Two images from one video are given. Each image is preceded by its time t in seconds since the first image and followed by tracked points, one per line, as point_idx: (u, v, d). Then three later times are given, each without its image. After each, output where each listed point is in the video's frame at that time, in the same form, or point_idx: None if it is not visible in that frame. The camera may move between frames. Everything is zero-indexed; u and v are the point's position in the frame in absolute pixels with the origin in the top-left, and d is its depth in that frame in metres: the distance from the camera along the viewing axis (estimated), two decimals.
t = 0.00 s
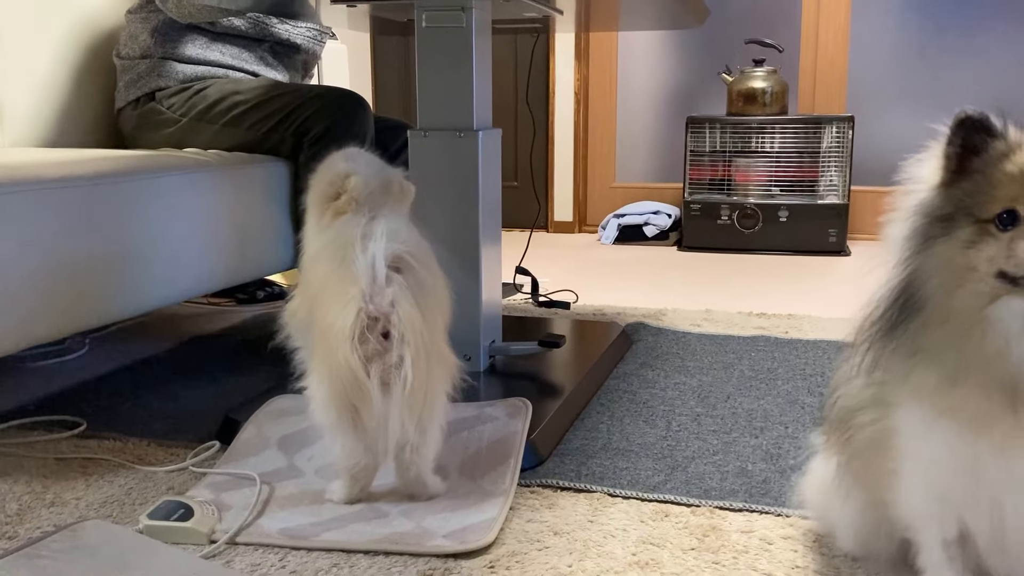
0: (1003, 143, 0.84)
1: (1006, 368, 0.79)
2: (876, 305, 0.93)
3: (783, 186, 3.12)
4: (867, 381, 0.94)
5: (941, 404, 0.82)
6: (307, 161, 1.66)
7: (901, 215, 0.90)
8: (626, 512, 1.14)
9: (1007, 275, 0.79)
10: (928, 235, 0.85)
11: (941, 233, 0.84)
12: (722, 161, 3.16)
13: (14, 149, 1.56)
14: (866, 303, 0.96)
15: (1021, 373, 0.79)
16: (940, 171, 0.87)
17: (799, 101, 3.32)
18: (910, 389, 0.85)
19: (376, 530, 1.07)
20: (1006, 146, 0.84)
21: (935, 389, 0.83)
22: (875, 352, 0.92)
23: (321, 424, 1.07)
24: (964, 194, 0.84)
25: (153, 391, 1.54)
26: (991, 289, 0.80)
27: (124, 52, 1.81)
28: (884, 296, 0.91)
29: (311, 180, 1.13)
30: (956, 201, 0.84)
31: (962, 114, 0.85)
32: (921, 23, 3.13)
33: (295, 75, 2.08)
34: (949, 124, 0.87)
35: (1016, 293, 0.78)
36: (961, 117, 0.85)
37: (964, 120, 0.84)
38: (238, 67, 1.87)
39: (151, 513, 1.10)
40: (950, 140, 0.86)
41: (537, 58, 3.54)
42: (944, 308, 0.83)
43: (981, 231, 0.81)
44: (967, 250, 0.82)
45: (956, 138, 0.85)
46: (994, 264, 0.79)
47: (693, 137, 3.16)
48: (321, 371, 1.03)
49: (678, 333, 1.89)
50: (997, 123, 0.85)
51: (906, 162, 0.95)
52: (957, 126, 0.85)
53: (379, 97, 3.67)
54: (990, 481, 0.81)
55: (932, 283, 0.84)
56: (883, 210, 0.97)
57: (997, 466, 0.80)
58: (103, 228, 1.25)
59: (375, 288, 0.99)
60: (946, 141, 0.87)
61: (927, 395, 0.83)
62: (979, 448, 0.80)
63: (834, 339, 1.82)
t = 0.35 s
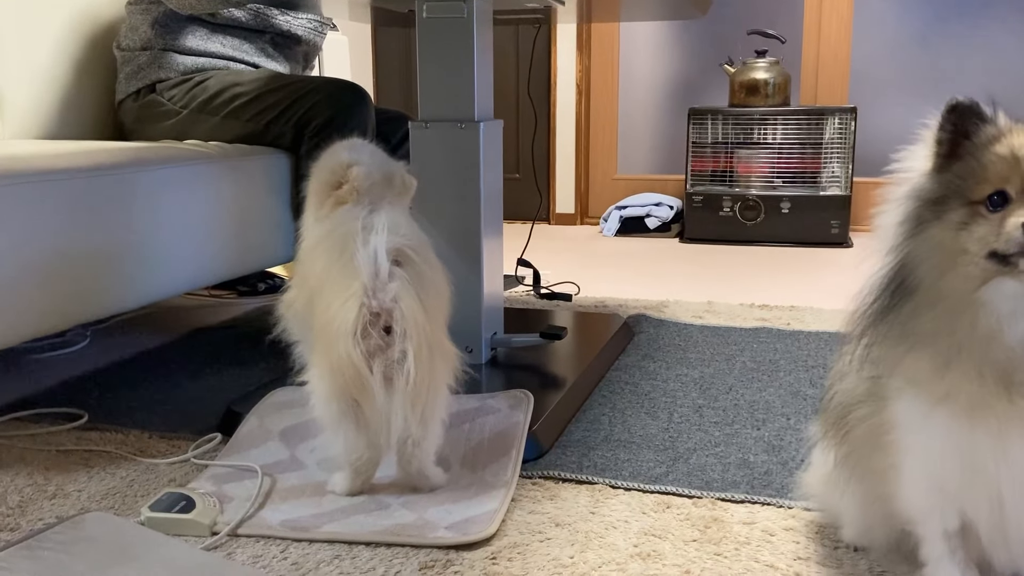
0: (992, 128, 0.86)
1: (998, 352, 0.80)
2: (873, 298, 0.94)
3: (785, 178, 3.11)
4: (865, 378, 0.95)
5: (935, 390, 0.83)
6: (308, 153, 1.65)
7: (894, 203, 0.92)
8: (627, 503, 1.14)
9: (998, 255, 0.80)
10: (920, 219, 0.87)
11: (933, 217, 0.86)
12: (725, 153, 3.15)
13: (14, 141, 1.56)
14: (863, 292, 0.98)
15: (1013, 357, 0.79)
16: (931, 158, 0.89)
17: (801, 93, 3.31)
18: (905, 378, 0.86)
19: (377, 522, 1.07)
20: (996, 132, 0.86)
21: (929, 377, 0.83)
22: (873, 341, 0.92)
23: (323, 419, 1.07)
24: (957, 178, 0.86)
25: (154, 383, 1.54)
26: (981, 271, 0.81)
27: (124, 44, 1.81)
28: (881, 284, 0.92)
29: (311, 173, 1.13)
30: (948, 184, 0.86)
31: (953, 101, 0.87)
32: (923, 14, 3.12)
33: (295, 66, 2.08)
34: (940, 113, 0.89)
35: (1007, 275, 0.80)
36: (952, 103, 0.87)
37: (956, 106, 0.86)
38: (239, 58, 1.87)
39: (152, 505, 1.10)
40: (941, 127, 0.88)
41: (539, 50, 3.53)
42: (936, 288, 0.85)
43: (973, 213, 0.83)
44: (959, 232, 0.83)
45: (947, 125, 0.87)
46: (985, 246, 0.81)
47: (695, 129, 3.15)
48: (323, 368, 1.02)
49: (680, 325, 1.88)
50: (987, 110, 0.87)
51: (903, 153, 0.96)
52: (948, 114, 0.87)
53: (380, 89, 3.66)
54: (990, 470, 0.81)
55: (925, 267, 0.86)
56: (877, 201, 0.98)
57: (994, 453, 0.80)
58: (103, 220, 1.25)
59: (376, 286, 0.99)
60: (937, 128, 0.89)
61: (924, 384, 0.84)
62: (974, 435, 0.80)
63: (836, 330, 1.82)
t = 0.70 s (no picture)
0: (981, 120, 0.86)
1: (990, 340, 0.80)
2: (865, 290, 0.94)
3: (779, 171, 3.11)
4: (858, 369, 0.96)
5: (927, 382, 0.83)
6: (301, 148, 1.65)
7: (885, 197, 0.93)
8: (622, 497, 1.14)
9: (987, 244, 0.80)
10: (912, 210, 0.88)
11: (924, 209, 0.87)
12: (719, 147, 3.15)
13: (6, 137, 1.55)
14: (855, 284, 0.98)
15: (1004, 346, 0.79)
16: (921, 151, 0.90)
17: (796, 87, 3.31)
18: (898, 371, 0.86)
19: (371, 517, 1.07)
20: (985, 125, 0.86)
21: (920, 367, 0.83)
22: (866, 336, 0.92)
23: (320, 415, 1.06)
24: (946, 169, 0.87)
25: (147, 379, 1.54)
26: (971, 262, 0.82)
27: (115, 39, 1.80)
28: (875, 277, 0.93)
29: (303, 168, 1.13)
30: (938, 175, 0.87)
31: (943, 95, 0.87)
32: (918, 8, 3.11)
33: (288, 60, 2.07)
34: (929, 106, 0.89)
35: (997, 265, 0.80)
36: (942, 96, 0.87)
37: (945, 100, 0.86)
38: (232, 53, 1.86)
39: (146, 501, 1.10)
40: (930, 121, 0.88)
41: (533, 44, 3.52)
42: (929, 278, 0.85)
43: (964, 204, 0.84)
44: (950, 222, 0.84)
45: (937, 118, 0.88)
46: (976, 235, 0.81)
47: (689, 123, 3.15)
48: (322, 363, 1.01)
49: (674, 318, 1.88)
50: (976, 103, 0.88)
51: (894, 147, 0.96)
52: (937, 107, 0.87)
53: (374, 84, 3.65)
54: (982, 460, 0.81)
55: (916, 257, 0.86)
56: (868, 195, 0.99)
57: (986, 443, 0.79)
58: (97, 216, 1.24)
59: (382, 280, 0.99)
60: (927, 122, 0.90)
61: (917, 376, 0.84)
62: (966, 426, 0.80)
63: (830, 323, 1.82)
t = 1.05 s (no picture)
0: (966, 113, 0.87)
1: (977, 330, 0.79)
2: (852, 282, 0.95)
3: (769, 166, 3.12)
4: (847, 362, 0.96)
5: (914, 373, 0.83)
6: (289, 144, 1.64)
7: (871, 191, 0.93)
8: (612, 490, 1.14)
9: (971, 237, 0.81)
10: (898, 204, 0.88)
11: (910, 202, 0.87)
12: (708, 141, 3.15)
13: None
14: (843, 277, 0.99)
15: (990, 338, 0.79)
16: (907, 145, 0.90)
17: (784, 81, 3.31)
18: (886, 362, 0.86)
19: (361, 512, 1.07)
20: (969, 118, 0.86)
21: (907, 358, 0.83)
22: (855, 328, 0.93)
23: (310, 406, 1.06)
24: (931, 163, 0.87)
25: (136, 376, 1.53)
26: (956, 254, 0.82)
27: (103, 34, 1.79)
28: (861, 269, 0.93)
29: (288, 151, 1.11)
30: (923, 168, 0.87)
31: (927, 90, 0.88)
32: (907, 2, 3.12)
33: (276, 56, 2.07)
34: (914, 101, 0.90)
35: (982, 257, 0.80)
36: (926, 91, 0.88)
37: (929, 94, 0.87)
38: (219, 48, 1.86)
39: (135, 498, 1.09)
40: (915, 115, 0.89)
41: (523, 40, 3.51)
42: (914, 271, 0.85)
43: (948, 196, 0.84)
44: (935, 214, 0.84)
45: (922, 112, 0.88)
46: (960, 228, 0.82)
47: (679, 117, 3.15)
48: (314, 354, 1.01)
49: (664, 313, 1.89)
50: (960, 97, 0.88)
51: (880, 140, 0.96)
52: (921, 102, 0.88)
53: (364, 79, 3.64)
54: (968, 451, 0.81)
55: (902, 249, 0.87)
56: (854, 188, 0.99)
57: (972, 433, 0.80)
58: (84, 213, 1.24)
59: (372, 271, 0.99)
60: (912, 117, 0.90)
61: (904, 367, 0.84)
62: (953, 415, 0.80)
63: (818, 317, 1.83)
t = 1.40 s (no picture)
0: (944, 109, 0.87)
1: (956, 323, 0.80)
2: (834, 277, 0.95)
3: (754, 162, 3.13)
4: (829, 357, 0.97)
5: (894, 367, 0.83)
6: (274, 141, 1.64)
7: (851, 187, 0.94)
8: (598, 486, 1.15)
9: (949, 232, 0.82)
10: (879, 199, 0.89)
11: (890, 197, 0.88)
12: (694, 138, 3.16)
13: None
14: (825, 272, 0.99)
15: (968, 330, 0.80)
16: (887, 141, 0.91)
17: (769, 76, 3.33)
18: (867, 356, 0.87)
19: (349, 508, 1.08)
20: (947, 114, 0.87)
21: (886, 351, 0.84)
22: (836, 322, 0.94)
23: (295, 398, 1.07)
24: (910, 159, 0.88)
25: (121, 376, 1.53)
26: (935, 248, 0.83)
27: (85, 32, 1.78)
28: (842, 264, 0.94)
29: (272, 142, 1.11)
30: (902, 164, 0.88)
31: (906, 86, 0.88)
32: None
33: (261, 53, 2.07)
34: (893, 97, 0.90)
35: (959, 252, 0.81)
36: (905, 88, 0.88)
37: (909, 91, 0.87)
38: (203, 46, 1.85)
39: (120, 498, 1.09)
40: (895, 112, 0.89)
41: (507, 35, 3.50)
42: (894, 265, 0.86)
43: (927, 191, 0.85)
44: (915, 210, 0.85)
45: (901, 109, 0.89)
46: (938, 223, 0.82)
47: (664, 113, 3.16)
48: (296, 345, 1.02)
49: (650, 308, 1.89)
50: (939, 93, 0.89)
51: (860, 136, 0.97)
52: (901, 98, 0.88)
53: (349, 77, 3.63)
54: (948, 442, 0.81)
55: (882, 244, 0.87)
56: (836, 183, 1.00)
57: (951, 426, 0.80)
58: (69, 211, 1.23)
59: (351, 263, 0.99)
60: (891, 113, 0.91)
61: (884, 361, 0.84)
62: (933, 408, 0.81)
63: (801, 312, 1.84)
